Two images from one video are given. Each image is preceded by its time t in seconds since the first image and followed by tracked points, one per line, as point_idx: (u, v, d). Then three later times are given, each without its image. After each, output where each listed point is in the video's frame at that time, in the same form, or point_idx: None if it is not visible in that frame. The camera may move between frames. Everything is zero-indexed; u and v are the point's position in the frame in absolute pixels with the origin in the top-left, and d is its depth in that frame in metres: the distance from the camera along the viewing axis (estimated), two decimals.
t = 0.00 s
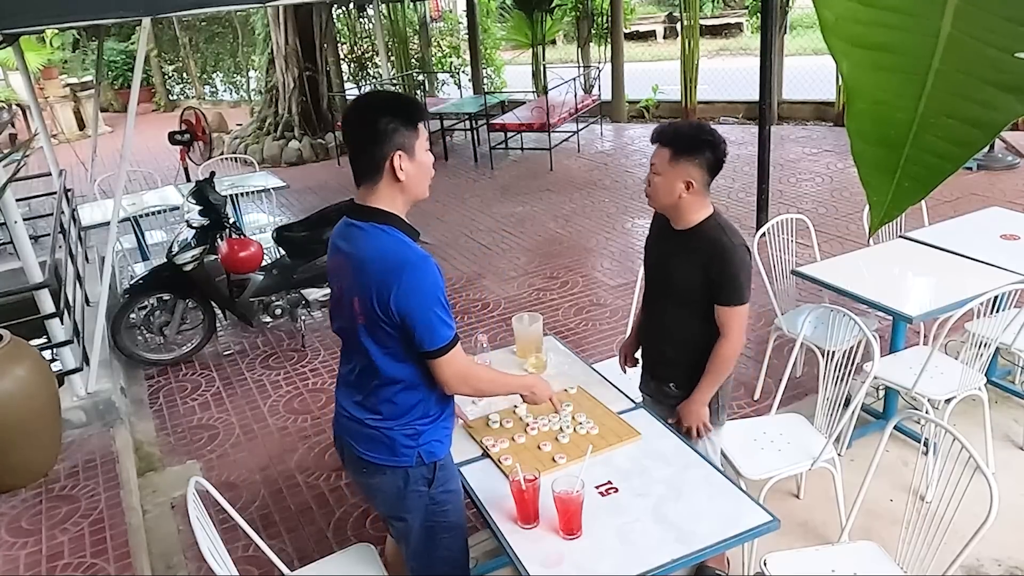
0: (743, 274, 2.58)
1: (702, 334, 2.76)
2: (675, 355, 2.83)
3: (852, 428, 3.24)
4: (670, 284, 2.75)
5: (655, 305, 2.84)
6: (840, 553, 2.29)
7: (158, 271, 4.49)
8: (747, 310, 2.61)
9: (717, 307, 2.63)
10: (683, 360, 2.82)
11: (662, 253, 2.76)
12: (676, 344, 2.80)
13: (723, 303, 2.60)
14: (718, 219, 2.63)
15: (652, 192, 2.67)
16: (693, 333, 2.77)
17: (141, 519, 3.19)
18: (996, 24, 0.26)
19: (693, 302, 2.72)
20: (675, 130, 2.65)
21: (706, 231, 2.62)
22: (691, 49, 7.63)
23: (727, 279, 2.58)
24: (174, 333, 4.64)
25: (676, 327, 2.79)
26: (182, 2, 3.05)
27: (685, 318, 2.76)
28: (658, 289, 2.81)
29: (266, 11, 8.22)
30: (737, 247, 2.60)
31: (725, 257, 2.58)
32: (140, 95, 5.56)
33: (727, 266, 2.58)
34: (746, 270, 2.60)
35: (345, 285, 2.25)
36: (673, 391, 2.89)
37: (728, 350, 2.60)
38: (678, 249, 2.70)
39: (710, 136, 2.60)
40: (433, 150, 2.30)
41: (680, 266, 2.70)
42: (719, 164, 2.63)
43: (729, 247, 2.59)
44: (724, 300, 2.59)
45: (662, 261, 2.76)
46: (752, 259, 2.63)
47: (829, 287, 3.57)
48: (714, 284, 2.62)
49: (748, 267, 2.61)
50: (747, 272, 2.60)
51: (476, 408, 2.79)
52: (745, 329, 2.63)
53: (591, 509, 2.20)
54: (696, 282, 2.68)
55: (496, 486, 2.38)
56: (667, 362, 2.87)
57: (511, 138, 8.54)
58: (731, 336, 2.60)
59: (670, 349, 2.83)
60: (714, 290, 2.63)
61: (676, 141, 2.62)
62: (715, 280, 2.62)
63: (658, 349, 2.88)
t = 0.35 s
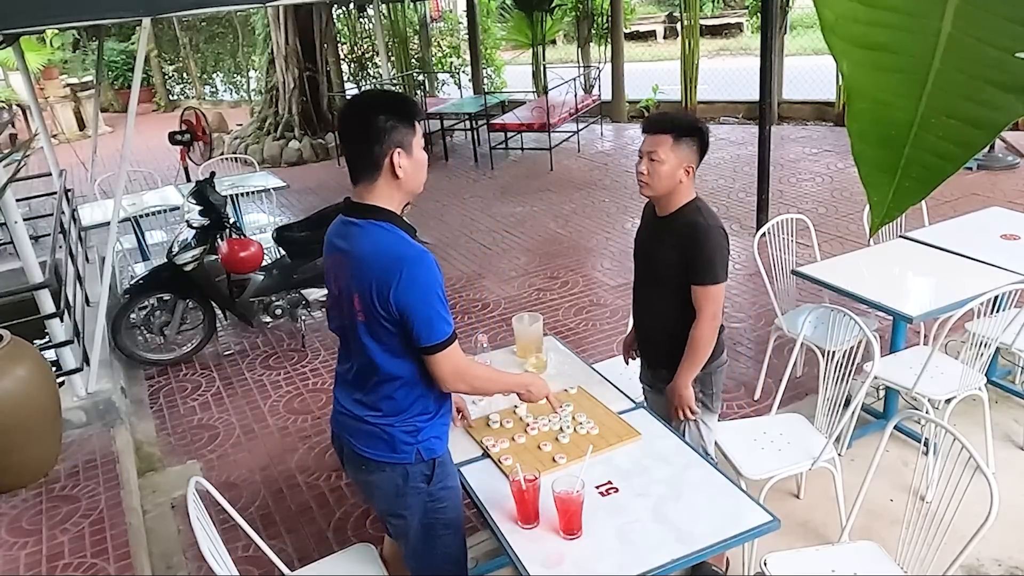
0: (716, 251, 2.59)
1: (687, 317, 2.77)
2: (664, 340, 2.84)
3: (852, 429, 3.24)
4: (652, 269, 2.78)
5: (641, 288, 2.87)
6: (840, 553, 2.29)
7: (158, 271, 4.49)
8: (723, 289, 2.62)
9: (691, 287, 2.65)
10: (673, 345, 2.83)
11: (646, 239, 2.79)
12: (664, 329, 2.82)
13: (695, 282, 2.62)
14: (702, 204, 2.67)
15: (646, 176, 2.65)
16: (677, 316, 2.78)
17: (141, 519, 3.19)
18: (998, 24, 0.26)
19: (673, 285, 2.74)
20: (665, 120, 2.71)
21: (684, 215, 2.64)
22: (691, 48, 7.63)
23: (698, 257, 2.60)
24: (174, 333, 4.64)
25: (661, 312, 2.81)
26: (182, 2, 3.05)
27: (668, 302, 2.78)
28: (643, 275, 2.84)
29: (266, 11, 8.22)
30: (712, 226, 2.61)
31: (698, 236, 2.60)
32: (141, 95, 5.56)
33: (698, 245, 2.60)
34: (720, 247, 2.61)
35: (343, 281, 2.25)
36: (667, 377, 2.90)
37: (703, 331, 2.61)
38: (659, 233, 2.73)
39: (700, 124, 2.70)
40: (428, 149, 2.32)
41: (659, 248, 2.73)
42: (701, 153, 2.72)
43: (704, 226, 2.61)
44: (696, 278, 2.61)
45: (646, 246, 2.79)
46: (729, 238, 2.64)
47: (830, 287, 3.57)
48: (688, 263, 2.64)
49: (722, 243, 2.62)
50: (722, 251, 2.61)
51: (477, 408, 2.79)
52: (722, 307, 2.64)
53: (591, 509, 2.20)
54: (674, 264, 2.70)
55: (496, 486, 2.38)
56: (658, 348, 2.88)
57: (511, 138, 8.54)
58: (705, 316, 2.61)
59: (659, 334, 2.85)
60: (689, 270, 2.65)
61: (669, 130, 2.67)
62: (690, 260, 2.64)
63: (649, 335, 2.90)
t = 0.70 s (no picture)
0: (719, 242, 2.59)
1: (688, 313, 2.76)
2: (666, 336, 2.83)
3: (852, 429, 3.24)
4: (652, 266, 2.77)
5: (640, 286, 2.86)
6: (840, 553, 2.29)
7: (158, 271, 4.49)
8: (726, 282, 2.62)
9: (694, 281, 2.65)
10: (675, 342, 2.82)
11: (644, 237, 2.78)
12: (665, 327, 2.81)
13: (699, 276, 2.62)
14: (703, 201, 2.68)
15: (643, 175, 2.65)
16: (678, 313, 2.77)
17: (141, 519, 3.19)
18: (998, 25, 0.26)
19: (675, 279, 2.73)
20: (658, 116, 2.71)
21: (682, 211, 2.64)
22: (691, 49, 7.64)
23: (700, 252, 2.60)
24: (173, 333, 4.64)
25: (663, 308, 2.80)
26: (182, 2, 3.05)
27: (669, 299, 2.77)
28: (642, 273, 2.83)
29: (266, 11, 8.22)
30: (710, 220, 2.61)
31: (699, 230, 2.60)
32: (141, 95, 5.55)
33: (700, 239, 2.60)
34: (722, 238, 2.61)
35: (344, 279, 2.25)
36: (668, 375, 2.89)
37: (711, 325, 2.62)
38: (658, 229, 2.72)
39: (693, 122, 2.71)
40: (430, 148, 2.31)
41: (659, 243, 2.72)
42: (697, 149, 2.73)
43: (703, 221, 2.61)
44: (699, 272, 2.61)
45: (645, 243, 2.78)
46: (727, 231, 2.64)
47: (829, 287, 3.56)
48: (689, 258, 2.63)
49: (723, 234, 2.62)
50: (723, 244, 2.61)
51: (476, 408, 2.79)
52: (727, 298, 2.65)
53: (591, 509, 2.20)
54: (676, 258, 2.69)
55: (496, 486, 2.39)
56: (659, 346, 2.87)
57: (511, 138, 8.55)
58: (713, 310, 2.62)
59: (660, 332, 2.84)
60: (691, 265, 2.65)
61: (665, 126, 2.67)
62: (691, 254, 2.63)
63: (649, 334, 2.88)
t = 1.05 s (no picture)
0: (723, 241, 2.60)
1: (692, 314, 2.76)
2: (670, 337, 2.83)
3: (852, 429, 3.24)
4: (655, 266, 2.77)
5: (642, 287, 2.85)
6: (839, 553, 2.29)
7: (158, 271, 4.49)
8: (733, 281, 2.63)
9: (700, 281, 2.65)
10: (680, 343, 2.81)
11: (646, 237, 2.77)
12: (669, 327, 2.81)
13: (707, 276, 2.62)
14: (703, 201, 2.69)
15: (642, 176, 2.65)
16: (682, 313, 2.77)
17: (140, 519, 3.19)
18: (997, 23, 0.26)
19: (680, 280, 2.72)
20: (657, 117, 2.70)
21: (685, 212, 2.65)
22: (691, 48, 7.64)
23: (707, 252, 2.60)
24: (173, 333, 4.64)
25: (667, 309, 2.79)
26: (182, 2, 3.05)
27: (673, 300, 2.77)
28: (644, 274, 2.82)
29: (266, 11, 8.22)
30: (713, 220, 2.62)
31: (704, 230, 2.60)
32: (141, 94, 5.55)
33: (706, 239, 2.60)
34: (726, 237, 2.62)
35: (346, 278, 2.25)
36: (671, 375, 2.88)
37: (720, 325, 2.64)
38: (661, 230, 2.72)
39: (693, 122, 2.71)
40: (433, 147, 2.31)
41: (663, 244, 2.71)
42: (696, 150, 2.73)
43: (707, 221, 2.61)
44: (706, 272, 2.61)
45: (647, 243, 2.78)
46: (731, 231, 2.65)
47: (830, 287, 3.56)
48: (696, 258, 2.63)
49: (727, 233, 2.63)
50: (728, 243, 2.62)
51: (476, 408, 2.79)
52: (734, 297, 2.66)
53: (591, 509, 2.20)
54: (680, 259, 2.69)
55: (496, 486, 2.39)
56: (662, 346, 2.86)
57: (511, 138, 8.56)
58: (721, 310, 2.63)
59: (663, 332, 2.83)
60: (696, 265, 2.65)
61: (665, 126, 2.67)
62: (696, 254, 2.63)
63: (652, 334, 2.88)
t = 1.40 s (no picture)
0: (724, 243, 2.60)
1: (693, 315, 2.76)
2: (673, 340, 2.82)
3: (852, 429, 3.24)
4: (656, 268, 2.76)
5: (643, 288, 2.85)
6: (840, 552, 2.29)
7: (159, 271, 4.49)
8: (734, 283, 2.63)
9: (701, 283, 2.65)
10: (684, 345, 2.81)
11: (647, 238, 2.77)
12: (671, 329, 2.81)
13: (708, 279, 2.62)
14: (702, 201, 2.69)
15: (643, 176, 2.64)
16: (683, 315, 2.77)
17: (141, 519, 3.19)
18: (999, 22, 0.26)
19: (683, 283, 2.72)
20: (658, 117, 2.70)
21: (685, 213, 2.65)
22: (691, 48, 7.64)
23: (708, 254, 2.60)
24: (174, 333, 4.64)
25: (669, 311, 2.79)
26: (182, 2, 3.05)
27: (674, 301, 2.77)
28: (644, 275, 2.82)
29: (267, 11, 8.23)
30: (714, 221, 2.62)
31: (705, 232, 2.60)
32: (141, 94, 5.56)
33: (707, 241, 2.60)
34: (727, 239, 2.62)
35: (354, 275, 2.23)
36: (672, 377, 2.88)
37: (721, 326, 2.64)
38: (661, 231, 2.72)
39: (694, 123, 2.70)
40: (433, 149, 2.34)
41: (663, 245, 2.71)
42: (697, 151, 2.73)
43: (708, 222, 2.61)
44: (708, 274, 2.62)
45: (647, 243, 2.77)
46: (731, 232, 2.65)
47: (831, 287, 3.56)
48: (697, 260, 2.63)
49: (727, 234, 2.64)
50: (729, 245, 2.62)
51: (477, 409, 2.79)
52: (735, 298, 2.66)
53: (591, 509, 2.20)
54: (681, 261, 2.69)
55: (496, 486, 2.39)
56: (663, 348, 2.86)
57: (511, 138, 8.56)
58: (722, 312, 2.63)
59: (664, 333, 2.83)
60: (697, 267, 2.64)
61: (666, 127, 2.66)
62: (698, 256, 2.63)
63: (653, 336, 2.87)
